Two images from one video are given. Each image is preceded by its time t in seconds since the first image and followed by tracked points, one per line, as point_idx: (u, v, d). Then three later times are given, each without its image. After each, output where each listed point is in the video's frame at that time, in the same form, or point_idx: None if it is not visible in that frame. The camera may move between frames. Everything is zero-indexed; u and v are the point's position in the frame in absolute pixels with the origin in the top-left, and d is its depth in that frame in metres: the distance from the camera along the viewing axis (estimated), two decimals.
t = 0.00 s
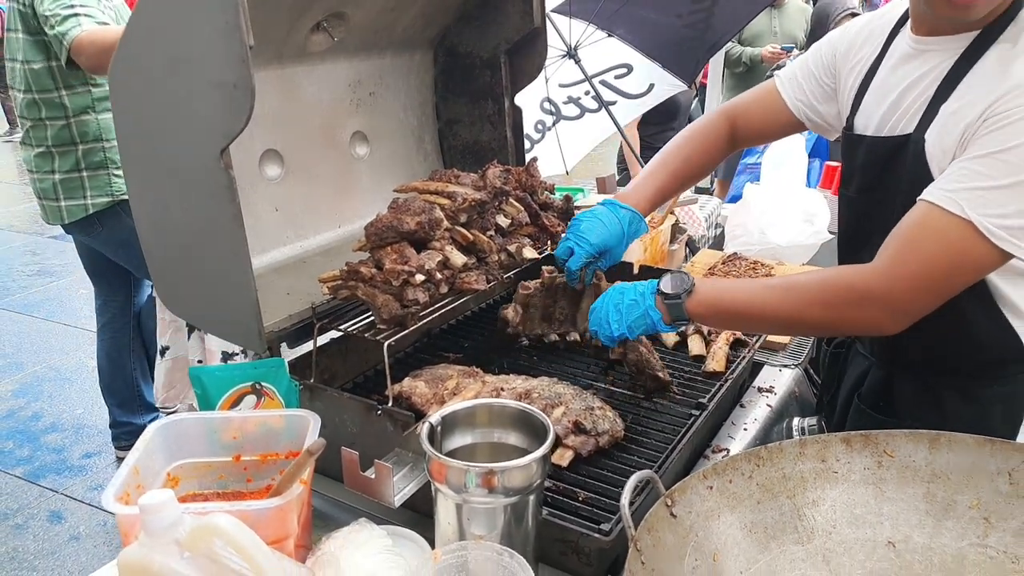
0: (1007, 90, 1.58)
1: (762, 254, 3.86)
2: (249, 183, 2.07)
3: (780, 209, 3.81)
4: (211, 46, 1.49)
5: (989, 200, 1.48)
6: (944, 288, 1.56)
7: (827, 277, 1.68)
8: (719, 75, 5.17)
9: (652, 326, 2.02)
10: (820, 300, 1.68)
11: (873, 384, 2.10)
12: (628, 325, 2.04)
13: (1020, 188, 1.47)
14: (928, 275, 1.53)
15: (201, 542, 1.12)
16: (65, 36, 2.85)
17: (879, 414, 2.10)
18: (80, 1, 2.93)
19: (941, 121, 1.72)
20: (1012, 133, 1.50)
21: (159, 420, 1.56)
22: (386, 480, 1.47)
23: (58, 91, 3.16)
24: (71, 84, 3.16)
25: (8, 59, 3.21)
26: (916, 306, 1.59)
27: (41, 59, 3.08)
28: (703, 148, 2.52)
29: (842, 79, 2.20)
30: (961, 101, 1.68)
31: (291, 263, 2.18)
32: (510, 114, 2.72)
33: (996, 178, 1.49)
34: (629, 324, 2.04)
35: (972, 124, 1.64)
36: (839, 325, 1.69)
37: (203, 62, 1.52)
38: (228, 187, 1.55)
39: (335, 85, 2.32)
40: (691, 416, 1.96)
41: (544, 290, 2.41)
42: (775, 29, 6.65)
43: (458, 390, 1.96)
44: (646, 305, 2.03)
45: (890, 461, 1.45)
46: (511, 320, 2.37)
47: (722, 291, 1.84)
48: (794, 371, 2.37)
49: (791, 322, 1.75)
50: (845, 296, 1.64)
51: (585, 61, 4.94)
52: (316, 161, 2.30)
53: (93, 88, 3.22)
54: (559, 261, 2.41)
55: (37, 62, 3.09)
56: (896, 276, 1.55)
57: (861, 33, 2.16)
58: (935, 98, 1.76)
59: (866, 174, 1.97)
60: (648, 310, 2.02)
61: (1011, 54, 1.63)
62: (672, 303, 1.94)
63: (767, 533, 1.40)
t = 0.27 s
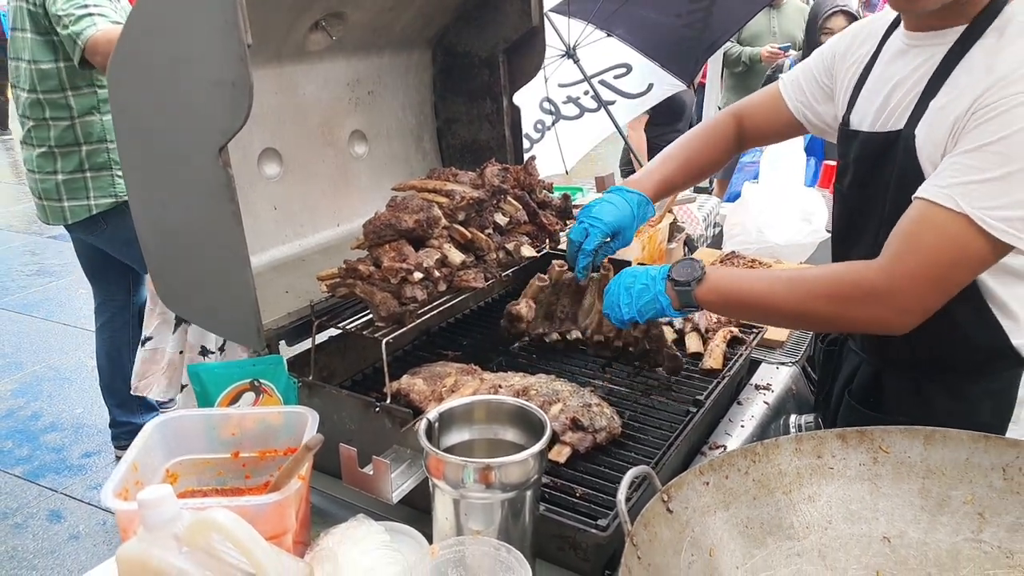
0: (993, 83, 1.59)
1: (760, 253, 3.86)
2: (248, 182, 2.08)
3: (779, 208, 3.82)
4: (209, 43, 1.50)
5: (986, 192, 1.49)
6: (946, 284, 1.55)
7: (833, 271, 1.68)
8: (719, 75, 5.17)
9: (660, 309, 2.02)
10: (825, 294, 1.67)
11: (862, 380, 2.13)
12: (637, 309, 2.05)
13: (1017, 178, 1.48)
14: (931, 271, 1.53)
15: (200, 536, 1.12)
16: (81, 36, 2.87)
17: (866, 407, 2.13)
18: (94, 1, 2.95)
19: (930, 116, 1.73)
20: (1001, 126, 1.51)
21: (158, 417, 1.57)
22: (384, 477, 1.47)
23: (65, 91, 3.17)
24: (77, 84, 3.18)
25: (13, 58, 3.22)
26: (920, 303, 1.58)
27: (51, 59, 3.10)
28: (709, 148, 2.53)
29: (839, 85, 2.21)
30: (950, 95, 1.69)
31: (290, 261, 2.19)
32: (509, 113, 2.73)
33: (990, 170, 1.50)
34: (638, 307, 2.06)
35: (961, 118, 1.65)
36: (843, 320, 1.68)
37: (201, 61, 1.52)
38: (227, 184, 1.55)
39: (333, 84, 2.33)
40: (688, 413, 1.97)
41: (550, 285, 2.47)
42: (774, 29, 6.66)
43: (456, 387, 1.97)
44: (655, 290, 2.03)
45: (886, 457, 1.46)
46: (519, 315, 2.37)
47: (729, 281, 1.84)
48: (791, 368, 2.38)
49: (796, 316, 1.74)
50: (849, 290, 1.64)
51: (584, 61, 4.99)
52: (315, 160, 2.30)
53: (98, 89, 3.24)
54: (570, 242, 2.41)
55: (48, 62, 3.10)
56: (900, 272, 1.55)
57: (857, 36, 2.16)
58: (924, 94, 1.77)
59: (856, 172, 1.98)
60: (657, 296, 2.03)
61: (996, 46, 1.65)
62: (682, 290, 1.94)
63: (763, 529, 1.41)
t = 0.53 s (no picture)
0: (984, 82, 1.59)
1: (759, 252, 3.85)
2: (247, 181, 2.08)
3: (778, 208, 3.81)
4: (207, 42, 1.49)
5: (981, 192, 1.48)
6: (948, 288, 1.55)
7: (838, 272, 1.68)
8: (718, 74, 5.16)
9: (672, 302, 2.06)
10: (830, 294, 1.68)
11: (857, 377, 2.14)
12: (650, 299, 2.08)
13: (1012, 177, 1.47)
14: (932, 274, 1.53)
15: (197, 536, 1.12)
16: (77, 36, 2.88)
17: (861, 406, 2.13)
18: (91, 2, 2.95)
19: (922, 116, 1.73)
20: (992, 126, 1.51)
21: (156, 416, 1.56)
22: (383, 476, 1.47)
23: (63, 91, 3.17)
24: (76, 84, 3.18)
25: (13, 58, 3.22)
26: (923, 306, 1.58)
27: (51, 59, 3.09)
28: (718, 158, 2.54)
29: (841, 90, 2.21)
30: (941, 95, 1.69)
31: (288, 260, 2.18)
32: (508, 112, 2.72)
33: (983, 171, 1.49)
34: (651, 297, 2.08)
35: (954, 116, 1.64)
36: (847, 321, 1.68)
37: (199, 60, 1.52)
38: (224, 183, 1.55)
39: (332, 83, 2.33)
40: (687, 412, 1.96)
41: (554, 282, 2.49)
42: (773, 29, 6.66)
43: (455, 386, 1.97)
44: (667, 283, 2.06)
45: (885, 456, 1.46)
46: (526, 317, 2.36)
47: (737, 278, 1.85)
48: (790, 367, 2.38)
49: (801, 315, 1.75)
50: (853, 291, 1.64)
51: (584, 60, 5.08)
52: (313, 160, 2.30)
53: (98, 89, 3.24)
54: (573, 240, 2.54)
55: (48, 62, 3.10)
56: (903, 274, 1.55)
57: (863, 44, 2.16)
58: (916, 92, 1.78)
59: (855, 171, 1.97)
60: (669, 288, 2.05)
61: (986, 45, 1.65)
62: (693, 283, 1.95)
63: (762, 528, 1.41)
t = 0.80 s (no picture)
0: (977, 83, 1.58)
1: (759, 252, 3.84)
2: (245, 181, 2.07)
3: (777, 208, 3.81)
4: (205, 41, 1.49)
5: (970, 195, 1.48)
6: (937, 290, 1.55)
7: (828, 272, 1.68)
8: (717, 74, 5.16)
9: (667, 299, 2.01)
10: (819, 294, 1.68)
11: (855, 377, 2.14)
12: (644, 291, 2.02)
13: (1002, 180, 1.46)
14: (920, 276, 1.53)
15: (194, 537, 1.11)
16: (64, 37, 2.85)
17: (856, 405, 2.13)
18: (80, 3, 2.93)
19: (916, 116, 1.73)
20: (982, 128, 1.50)
21: (154, 417, 1.56)
22: (381, 477, 1.46)
23: (56, 91, 3.15)
24: (70, 84, 3.16)
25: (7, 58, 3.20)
26: (910, 308, 1.57)
27: (41, 58, 3.08)
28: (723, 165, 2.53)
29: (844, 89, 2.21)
30: (934, 96, 1.69)
31: (287, 261, 2.18)
32: (507, 112, 2.71)
33: (971, 174, 1.48)
34: (644, 290, 2.03)
35: (945, 118, 1.64)
36: (835, 322, 1.68)
37: (197, 59, 1.51)
38: (222, 183, 1.54)
39: (330, 83, 2.32)
40: (687, 412, 1.96)
41: (544, 279, 2.35)
42: (772, 28, 6.65)
43: (454, 387, 1.96)
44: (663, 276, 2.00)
45: (885, 456, 1.45)
46: (519, 322, 2.32)
47: (729, 277, 1.85)
48: (790, 367, 2.37)
49: (790, 315, 1.75)
50: (842, 291, 1.64)
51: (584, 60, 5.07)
52: (312, 159, 2.29)
53: (92, 88, 3.21)
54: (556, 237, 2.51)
55: (38, 61, 3.08)
56: (890, 275, 1.55)
57: (862, 44, 2.16)
58: (911, 92, 1.77)
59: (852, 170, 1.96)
60: (664, 283, 2.00)
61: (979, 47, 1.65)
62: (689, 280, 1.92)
63: (762, 529, 1.40)
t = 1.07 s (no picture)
0: (966, 88, 1.57)
1: (759, 252, 3.84)
2: (244, 181, 2.07)
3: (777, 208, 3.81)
4: (204, 42, 1.49)
5: (964, 204, 1.47)
6: (949, 305, 1.54)
7: (839, 291, 1.67)
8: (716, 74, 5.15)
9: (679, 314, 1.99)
10: (831, 312, 1.67)
11: (842, 376, 2.15)
12: (662, 300, 1.99)
13: (995, 189, 1.44)
14: (930, 292, 1.52)
15: (195, 540, 1.10)
16: (41, 43, 2.83)
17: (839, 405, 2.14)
18: (61, 7, 2.90)
19: (907, 123, 1.72)
20: (971, 135, 1.48)
21: (155, 419, 1.55)
22: (383, 478, 1.46)
23: (49, 90, 3.13)
24: (61, 84, 3.13)
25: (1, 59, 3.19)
26: (923, 324, 1.56)
27: (25, 59, 3.06)
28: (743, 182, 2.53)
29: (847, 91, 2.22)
30: (923, 102, 1.68)
31: (286, 262, 2.17)
32: (506, 112, 2.71)
33: (964, 183, 1.47)
34: (661, 298, 2.00)
35: (934, 125, 1.63)
36: (850, 340, 1.68)
37: (197, 60, 1.51)
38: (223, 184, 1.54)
39: (330, 83, 2.32)
40: (687, 413, 1.96)
41: (544, 280, 2.36)
42: (770, 29, 6.66)
43: (455, 388, 1.96)
44: (682, 287, 1.98)
45: (887, 457, 1.45)
46: (519, 322, 2.32)
47: (742, 298, 1.85)
48: (790, 368, 2.37)
49: (806, 335, 1.75)
50: (854, 310, 1.63)
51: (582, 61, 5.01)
52: (312, 160, 2.29)
53: (84, 87, 3.19)
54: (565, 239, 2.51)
55: (24, 61, 3.07)
56: (900, 293, 1.54)
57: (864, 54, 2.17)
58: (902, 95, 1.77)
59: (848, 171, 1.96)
60: (682, 297, 1.97)
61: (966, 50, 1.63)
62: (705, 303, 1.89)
63: (764, 530, 1.40)
